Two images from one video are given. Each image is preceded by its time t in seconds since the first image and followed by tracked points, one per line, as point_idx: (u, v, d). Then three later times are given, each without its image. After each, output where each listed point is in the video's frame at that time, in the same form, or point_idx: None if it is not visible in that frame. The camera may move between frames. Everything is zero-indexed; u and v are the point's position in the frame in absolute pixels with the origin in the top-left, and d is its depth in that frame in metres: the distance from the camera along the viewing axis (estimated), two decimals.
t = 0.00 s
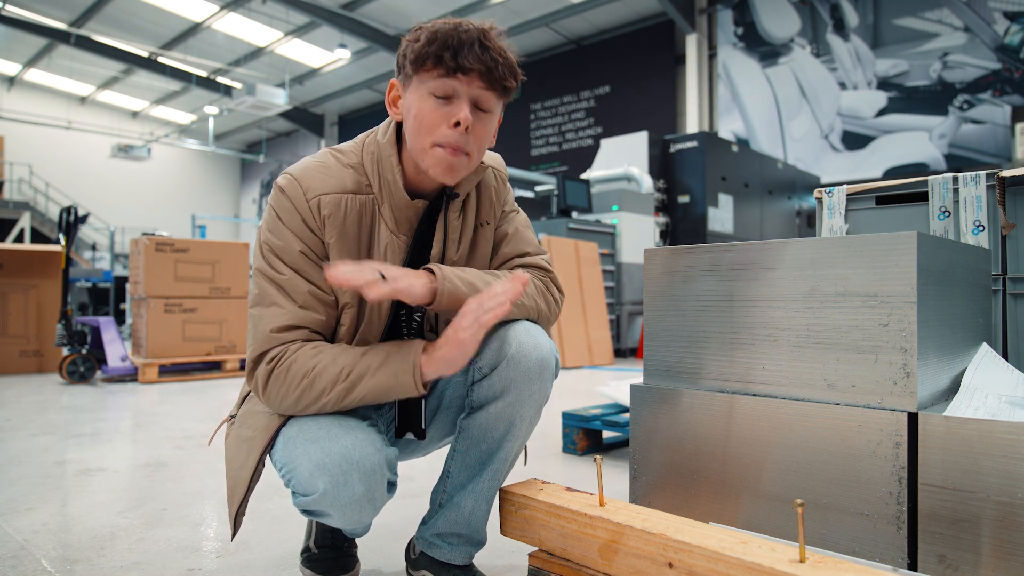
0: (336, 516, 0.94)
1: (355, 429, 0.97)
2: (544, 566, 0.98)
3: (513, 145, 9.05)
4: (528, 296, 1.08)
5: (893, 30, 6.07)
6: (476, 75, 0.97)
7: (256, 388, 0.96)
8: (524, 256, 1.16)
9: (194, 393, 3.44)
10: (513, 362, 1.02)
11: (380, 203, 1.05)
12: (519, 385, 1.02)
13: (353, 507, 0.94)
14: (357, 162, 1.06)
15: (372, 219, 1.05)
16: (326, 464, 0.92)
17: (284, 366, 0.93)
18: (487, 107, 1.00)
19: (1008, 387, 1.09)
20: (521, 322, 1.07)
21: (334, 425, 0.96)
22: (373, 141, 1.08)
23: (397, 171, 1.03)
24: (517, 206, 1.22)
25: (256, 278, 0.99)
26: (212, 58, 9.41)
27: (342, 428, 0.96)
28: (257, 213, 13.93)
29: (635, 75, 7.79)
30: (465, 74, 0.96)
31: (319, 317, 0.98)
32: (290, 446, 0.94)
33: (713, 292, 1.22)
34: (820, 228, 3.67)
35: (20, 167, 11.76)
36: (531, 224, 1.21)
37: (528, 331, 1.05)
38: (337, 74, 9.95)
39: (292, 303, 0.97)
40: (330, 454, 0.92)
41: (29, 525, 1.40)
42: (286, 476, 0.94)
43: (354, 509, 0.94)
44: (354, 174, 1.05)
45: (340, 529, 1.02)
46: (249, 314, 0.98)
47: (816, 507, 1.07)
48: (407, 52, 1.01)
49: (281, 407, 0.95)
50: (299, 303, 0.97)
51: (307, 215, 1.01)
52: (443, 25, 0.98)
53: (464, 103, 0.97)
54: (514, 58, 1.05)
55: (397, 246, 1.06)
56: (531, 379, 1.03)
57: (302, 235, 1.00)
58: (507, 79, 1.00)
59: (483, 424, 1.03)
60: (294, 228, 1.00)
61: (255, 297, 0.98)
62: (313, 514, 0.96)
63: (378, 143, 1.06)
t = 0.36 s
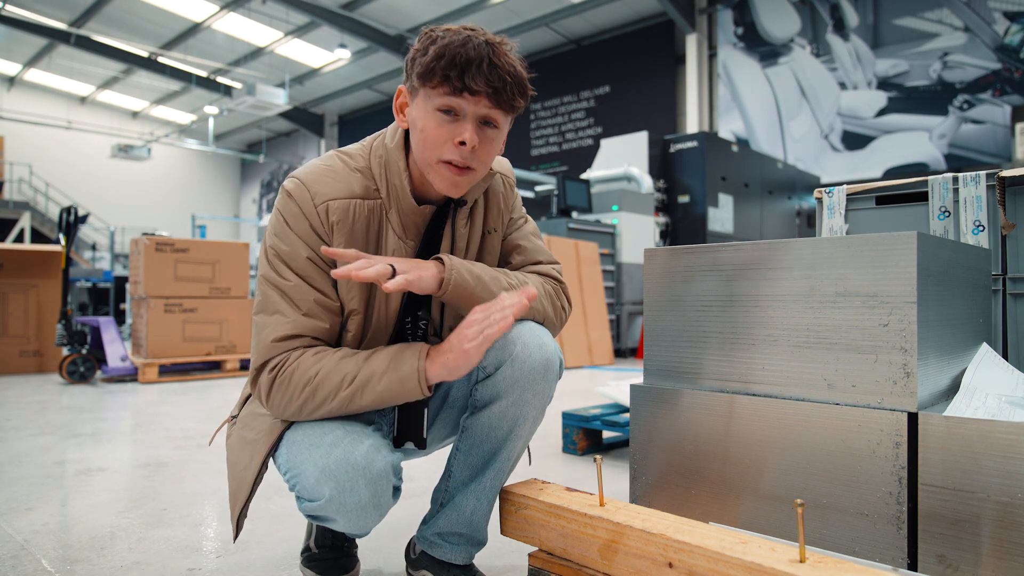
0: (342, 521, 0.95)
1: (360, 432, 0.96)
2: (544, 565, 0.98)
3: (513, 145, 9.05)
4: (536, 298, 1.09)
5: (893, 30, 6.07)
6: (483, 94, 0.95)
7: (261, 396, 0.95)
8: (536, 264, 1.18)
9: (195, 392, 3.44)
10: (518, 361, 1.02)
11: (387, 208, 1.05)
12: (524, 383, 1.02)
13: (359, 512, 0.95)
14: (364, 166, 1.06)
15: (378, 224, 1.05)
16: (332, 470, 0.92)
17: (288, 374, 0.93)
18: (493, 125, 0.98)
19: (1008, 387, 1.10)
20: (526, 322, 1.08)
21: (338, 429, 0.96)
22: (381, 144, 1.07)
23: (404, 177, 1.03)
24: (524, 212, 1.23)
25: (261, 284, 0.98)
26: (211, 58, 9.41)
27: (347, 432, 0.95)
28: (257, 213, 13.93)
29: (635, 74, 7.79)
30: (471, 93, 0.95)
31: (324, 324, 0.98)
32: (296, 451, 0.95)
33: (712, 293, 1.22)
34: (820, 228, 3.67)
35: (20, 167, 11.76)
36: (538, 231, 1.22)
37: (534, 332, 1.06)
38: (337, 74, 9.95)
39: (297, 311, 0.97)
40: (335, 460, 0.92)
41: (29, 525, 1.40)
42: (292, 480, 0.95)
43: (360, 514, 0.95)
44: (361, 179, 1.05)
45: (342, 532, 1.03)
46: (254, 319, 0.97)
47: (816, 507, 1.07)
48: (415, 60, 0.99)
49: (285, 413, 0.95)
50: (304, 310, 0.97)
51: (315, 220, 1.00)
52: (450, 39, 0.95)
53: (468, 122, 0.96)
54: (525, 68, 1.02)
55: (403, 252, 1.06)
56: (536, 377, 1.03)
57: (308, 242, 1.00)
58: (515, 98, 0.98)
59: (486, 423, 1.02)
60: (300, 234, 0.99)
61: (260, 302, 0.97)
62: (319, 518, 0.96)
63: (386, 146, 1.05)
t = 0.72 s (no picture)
0: (344, 526, 0.95)
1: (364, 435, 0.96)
2: (543, 565, 0.98)
3: (513, 146, 9.05)
4: (541, 297, 1.09)
5: (893, 30, 6.07)
6: (486, 87, 0.95)
7: (267, 395, 0.95)
8: (539, 262, 1.18)
9: (195, 393, 3.43)
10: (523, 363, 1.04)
11: (393, 207, 1.05)
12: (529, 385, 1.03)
13: (362, 517, 0.95)
14: (370, 165, 1.07)
15: (384, 223, 1.05)
16: (334, 474, 0.92)
17: (296, 376, 0.92)
18: (497, 117, 0.99)
19: (1008, 387, 1.10)
20: (533, 325, 1.08)
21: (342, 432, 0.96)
22: (387, 144, 1.08)
23: (411, 174, 1.04)
24: (527, 212, 1.23)
25: (268, 282, 0.98)
26: (211, 58, 9.41)
27: (351, 435, 0.95)
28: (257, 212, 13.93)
29: (635, 74, 7.79)
30: (474, 86, 0.95)
31: (330, 322, 0.98)
32: (299, 454, 0.95)
33: (712, 294, 1.22)
34: (820, 228, 3.67)
35: (20, 167, 11.76)
36: (541, 231, 1.22)
37: (538, 334, 1.06)
38: (337, 74, 9.95)
39: (304, 308, 0.97)
40: (339, 465, 0.92)
41: (29, 525, 1.40)
42: (294, 483, 0.95)
43: (363, 518, 0.95)
44: (368, 178, 1.05)
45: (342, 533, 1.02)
46: (260, 318, 0.97)
47: (816, 507, 1.07)
48: (416, 57, 1.00)
49: (292, 414, 0.94)
50: (311, 308, 0.97)
51: (322, 219, 1.00)
52: (451, 33, 0.96)
53: (472, 115, 0.96)
54: (526, 60, 1.02)
55: (408, 252, 1.06)
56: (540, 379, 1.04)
57: (316, 240, 1.00)
58: (518, 88, 0.99)
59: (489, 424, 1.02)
60: (308, 232, 0.99)
61: (267, 300, 0.97)
62: (321, 521, 0.96)
63: (393, 146, 1.06)
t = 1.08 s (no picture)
0: (340, 522, 0.95)
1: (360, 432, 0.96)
2: (543, 566, 0.98)
3: (513, 145, 9.05)
4: (539, 297, 1.09)
5: (893, 30, 6.07)
6: (477, 92, 0.95)
7: (265, 393, 0.95)
8: (537, 261, 1.18)
9: (195, 393, 3.43)
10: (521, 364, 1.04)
11: (391, 206, 1.05)
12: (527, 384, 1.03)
13: (358, 513, 0.95)
14: (368, 165, 1.07)
15: (382, 222, 1.05)
16: (330, 470, 0.92)
17: (292, 373, 0.92)
18: (490, 121, 0.98)
19: (1008, 387, 1.09)
20: (531, 325, 1.08)
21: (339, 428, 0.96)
22: (386, 143, 1.08)
23: (408, 174, 1.04)
24: (525, 212, 1.23)
25: (267, 279, 0.98)
26: (211, 58, 9.41)
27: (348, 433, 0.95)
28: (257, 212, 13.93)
29: (635, 74, 7.79)
30: (465, 91, 0.95)
31: (328, 319, 0.98)
32: (296, 450, 0.95)
33: (712, 294, 1.22)
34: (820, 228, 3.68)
35: (20, 167, 11.75)
36: (539, 230, 1.23)
37: (535, 334, 1.06)
38: (337, 74, 9.95)
39: (302, 305, 0.97)
40: (334, 461, 0.92)
41: (29, 525, 1.40)
42: (291, 479, 0.94)
43: (359, 514, 0.95)
44: (366, 177, 1.05)
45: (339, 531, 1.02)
46: (258, 315, 0.97)
47: (816, 506, 1.07)
48: (409, 61, 1.00)
49: (288, 411, 0.94)
50: (309, 304, 0.97)
51: (321, 216, 1.00)
52: (442, 38, 0.95)
53: (464, 119, 0.96)
54: (520, 63, 1.02)
55: (406, 250, 1.06)
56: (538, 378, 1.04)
57: (314, 236, 1.00)
58: (510, 94, 0.98)
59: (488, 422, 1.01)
60: (306, 229, 1.00)
61: (265, 296, 0.97)
62: (318, 518, 0.96)
63: (390, 146, 1.06)
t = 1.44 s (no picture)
0: (337, 518, 0.95)
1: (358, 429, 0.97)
2: (544, 566, 0.98)
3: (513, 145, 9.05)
4: (538, 297, 1.09)
5: (893, 30, 6.07)
6: (469, 95, 0.95)
7: (262, 393, 0.95)
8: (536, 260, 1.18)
9: (195, 392, 3.43)
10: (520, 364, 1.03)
11: (388, 207, 1.05)
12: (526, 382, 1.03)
13: (356, 509, 0.95)
14: (366, 166, 1.07)
15: (379, 222, 1.05)
16: (328, 466, 0.92)
17: (288, 373, 0.92)
18: (484, 121, 0.98)
19: (1008, 387, 1.09)
20: (529, 325, 1.08)
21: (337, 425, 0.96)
22: (383, 144, 1.08)
23: (405, 174, 1.04)
24: (524, 211, 1.23)
25: (264, 280, 0.98)
26: (211, 58, 9.41)
27: (346, 429, 0.95)
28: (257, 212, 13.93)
29: (635, 74, 7.79)
30: (457, 94, 0.95)
31: (324, 319, 0.98)
32: (295, 446, 0.95)
33: (711, 294, 1.22)
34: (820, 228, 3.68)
35: (20, 167, 11.75)
36: (538, 229, 1.22)
37: (533, 332, 1.06)
38: (337, 74, 9.95)
39: (298, 305, 0.97)
40: (331, 456, 0.92)
41: (29, 525, 1.40)
42: (289, 476, 0.94)
43: (357, 510, 0.94)
44: (363, 177, 1.05)
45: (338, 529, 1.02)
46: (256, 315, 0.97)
47: (816, 507, 1.07)
48: (403, 62, 0.99)
49: (286, 410, 0.94)
50: (306, 305, 0.97)
51: (318, 218, 1.00)
52: (434, 39, 0.95)
53: (457, 120, 0.96)
54: (513, 63, 1.01)
55: (404, 250, 1.06)
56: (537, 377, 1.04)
57: (311, 237, 1.00)
58: (503, 94, 0.98)
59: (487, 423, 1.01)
60: (303, 231, 1.00)
61: (262, 297, 0.97)
62: (316, 514, 0.96)
63: (387, 147, 1.06)
